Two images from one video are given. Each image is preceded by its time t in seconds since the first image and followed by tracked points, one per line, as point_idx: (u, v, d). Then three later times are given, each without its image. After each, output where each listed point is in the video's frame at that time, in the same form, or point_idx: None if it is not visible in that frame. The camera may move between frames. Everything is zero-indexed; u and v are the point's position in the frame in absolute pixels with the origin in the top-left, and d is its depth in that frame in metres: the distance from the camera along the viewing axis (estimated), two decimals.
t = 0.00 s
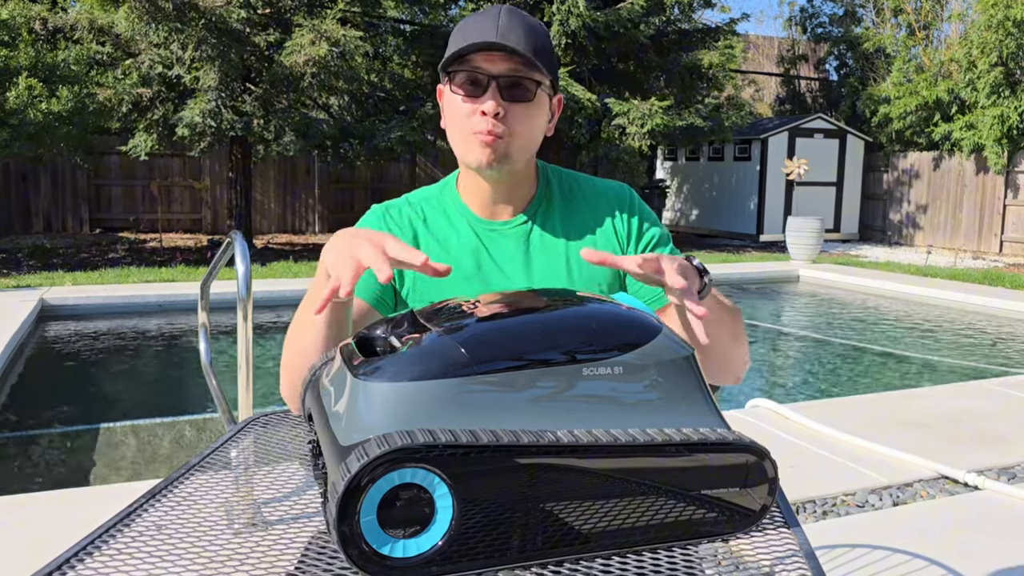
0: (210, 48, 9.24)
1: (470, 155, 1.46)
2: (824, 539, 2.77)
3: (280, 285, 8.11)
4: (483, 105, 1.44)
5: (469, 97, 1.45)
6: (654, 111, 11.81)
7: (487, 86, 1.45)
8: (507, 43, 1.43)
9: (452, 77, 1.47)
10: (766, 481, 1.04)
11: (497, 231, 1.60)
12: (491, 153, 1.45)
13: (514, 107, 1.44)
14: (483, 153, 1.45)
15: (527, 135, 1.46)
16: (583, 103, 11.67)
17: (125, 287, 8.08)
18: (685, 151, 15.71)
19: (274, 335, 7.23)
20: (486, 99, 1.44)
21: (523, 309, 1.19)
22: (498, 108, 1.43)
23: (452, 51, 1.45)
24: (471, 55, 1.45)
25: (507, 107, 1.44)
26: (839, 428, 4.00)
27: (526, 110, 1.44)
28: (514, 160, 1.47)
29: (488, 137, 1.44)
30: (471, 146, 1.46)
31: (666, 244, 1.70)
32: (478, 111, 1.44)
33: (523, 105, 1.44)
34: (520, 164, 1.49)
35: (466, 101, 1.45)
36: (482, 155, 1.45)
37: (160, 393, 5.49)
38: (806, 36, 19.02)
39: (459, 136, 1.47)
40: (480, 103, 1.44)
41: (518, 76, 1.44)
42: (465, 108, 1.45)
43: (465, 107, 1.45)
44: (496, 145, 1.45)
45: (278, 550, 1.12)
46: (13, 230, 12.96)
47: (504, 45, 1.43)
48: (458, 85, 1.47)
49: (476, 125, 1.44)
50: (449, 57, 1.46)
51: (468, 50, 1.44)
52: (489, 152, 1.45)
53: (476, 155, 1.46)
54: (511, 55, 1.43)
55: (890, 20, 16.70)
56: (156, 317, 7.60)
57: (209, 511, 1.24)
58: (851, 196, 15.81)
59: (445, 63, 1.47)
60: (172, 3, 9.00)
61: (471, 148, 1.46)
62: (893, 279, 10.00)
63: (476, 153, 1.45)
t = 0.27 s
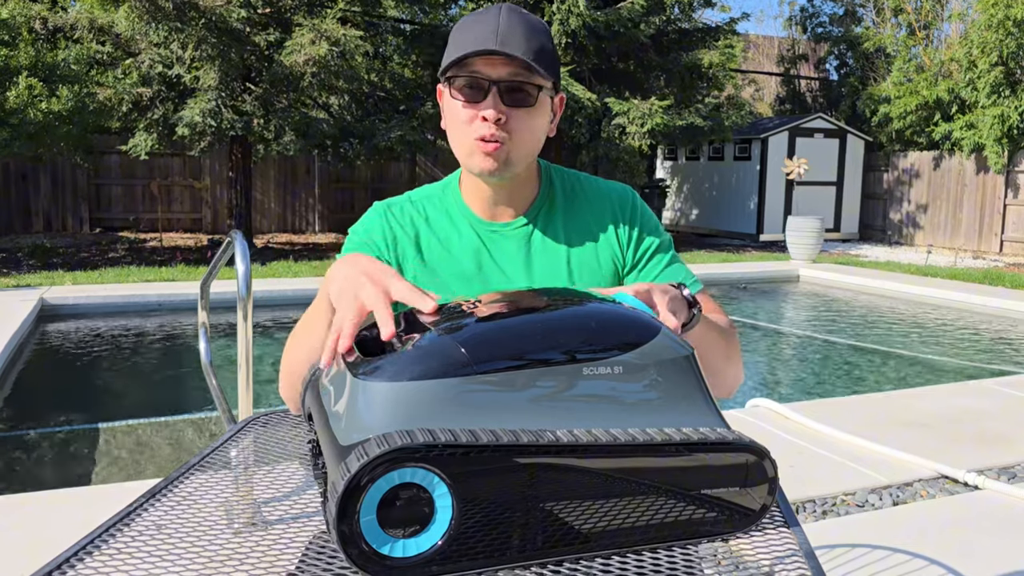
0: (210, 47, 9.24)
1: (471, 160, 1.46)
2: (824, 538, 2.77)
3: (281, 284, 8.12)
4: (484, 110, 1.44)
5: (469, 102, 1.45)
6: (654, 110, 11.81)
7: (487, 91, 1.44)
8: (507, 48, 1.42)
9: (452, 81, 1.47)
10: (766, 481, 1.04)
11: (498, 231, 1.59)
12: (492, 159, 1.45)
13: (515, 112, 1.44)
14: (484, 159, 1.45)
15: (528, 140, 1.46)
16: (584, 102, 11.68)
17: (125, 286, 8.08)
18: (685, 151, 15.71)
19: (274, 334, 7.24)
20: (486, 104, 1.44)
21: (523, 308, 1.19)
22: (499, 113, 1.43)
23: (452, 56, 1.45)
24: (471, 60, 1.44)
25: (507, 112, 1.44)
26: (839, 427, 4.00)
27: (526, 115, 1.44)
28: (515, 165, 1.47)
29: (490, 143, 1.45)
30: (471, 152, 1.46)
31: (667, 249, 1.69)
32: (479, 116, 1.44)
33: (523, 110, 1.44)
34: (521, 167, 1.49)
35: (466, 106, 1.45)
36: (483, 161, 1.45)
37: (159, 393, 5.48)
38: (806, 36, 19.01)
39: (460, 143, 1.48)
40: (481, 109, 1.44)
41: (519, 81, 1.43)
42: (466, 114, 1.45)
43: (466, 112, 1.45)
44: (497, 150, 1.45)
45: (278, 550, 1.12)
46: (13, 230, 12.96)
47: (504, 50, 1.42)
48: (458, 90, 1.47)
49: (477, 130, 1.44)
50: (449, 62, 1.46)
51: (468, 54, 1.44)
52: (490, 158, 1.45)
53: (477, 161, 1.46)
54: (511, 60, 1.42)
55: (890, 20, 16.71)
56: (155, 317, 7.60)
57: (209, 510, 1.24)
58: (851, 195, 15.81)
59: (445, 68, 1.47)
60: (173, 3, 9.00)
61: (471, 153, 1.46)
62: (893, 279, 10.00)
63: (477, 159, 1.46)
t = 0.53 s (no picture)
0: (210, 47, 9.25)
1: (489, 159, 1.45)
2: (825, 538, 2.76)
3: (281, 284, 8.12)
4: (499, 110, 1.43)
5: (482, 102, 1.43)
6: (654, 110, 11.81)
7: (500, 91, 1.44)
8: (519, 47, 1.42)
9: (462, 82, 1.45)
10: (766, 481, 1.04)
11: (500, 231, 1.59)
12: (511, 158, 1.45)
13: (530, 110, 1.44)
14: (502, 158, 1.44)
15: (543, 136, 1.47)
16: (584, 102, 11.68)
17: (125, 286, 8.08)
18: (685, 151, 15.71)
19: (274, 334, 7.24)
20: (501, 104, 1.43)
21: (523, 308, 1.19)
22: (515, 112, 1.43)
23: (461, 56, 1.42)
24: (484, 60, 1.42)
25: (522, 110, 1.43)
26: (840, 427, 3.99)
27: (541, 112, 1.45)
28: (531, 162, 1.47)
29: (508, 141, 1.44)
30: (486, 152, 1.45)
31: (669, 251, 1.68)
32: (494, 116, 1.43)
33: (539, 107, 1.45)
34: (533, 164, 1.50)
35: (479, 108, 1.43)
36: (501, 160, 1.45)
37: (159, 393, 5.48)
38: (806, 35, 19.01)
39: (474, 144, 1.46)
40: (495, 109, 1.43)
41: (532, 78, 1.44)
42: (481, 114, 1.43)
43: (480, 113, 1.44)
44: (515, 149, 1.45)
45: (278, 549, 1.12)
46: (13, 229, 12.97)
47: (517, 50, 1.42)
48: (468, 89, 1.44)
49: (494, 130, 1.43)
50: (461, 64, 1.43)
51: (483, 56, 1.42)
52: (508, 158, 1.45)
53: (494, 160, 1.45)
54: (523, 58, 1.42)
55: (890, 19, 16.71)
56: (155, 317, 7.60)
57: (209, 510, 1.24)
58: (851, 195, 15.80)
59: (455, 69, 1.44)
60: (173, 3, 9.00)
61: (489, 153, 1.45)
62: (894, 279, 10.00)
63: (494, 159, 1.45)
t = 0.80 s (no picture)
0: (211, 46, 9.24)
1: (462, 161, 1.45)
2: (825, 538, 2.76)
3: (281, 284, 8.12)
4: (470, 112, 1.44)
5: (456, 104, 1.45)
6: (654, 110, 11.81)
7: (472, 93, 1.45)
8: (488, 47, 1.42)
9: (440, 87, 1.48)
10: (766, 481, 1.04)
11: (500, 231, 1.59)
12: (484, 158, 1.44)
13: (500, 110, 1.43)
14: (476, 160, 1.44)
15: (518, 136, 1.45)
16: (584, 102, 11.69)
17: (125, 286, 8.09)
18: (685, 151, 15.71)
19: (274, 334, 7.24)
20: (472, 105, 1.44)
21: (523, 307, 1.19)
22: (485, 113, 1.43)
23: (436, 62, 1.46)
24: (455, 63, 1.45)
25: (494, 111, 1.43)
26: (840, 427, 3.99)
27: (513, 111, 1.43)
28: (509, 164, 1.45)
29: (479, 142, 1.43)
30: (463, 153, 1.45)
31: (668, 248, 1.67)
32: (466, 117, 1.44)
33: (511, 106, 1.43)
34: (517, 165, 1.48)
35: (454, 109, 1.45)
36: (474, 161, 1.44)
37: (159, 392, 5.48)
38: (806, 35, 19.00)
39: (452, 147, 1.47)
40: (468, 110, 1.44)
41: (504, 78, 1.43)
42: (455, 116, 1.45)
43: (454, 115, 1.45)
44: (488, 149, 1.44)
45: (278, 549, 1.12)
46: (14, 229, 12.97)
47: (484, 51, 1.42)
48: (445, 94, 1.47)
49: (466, 131, 1.44)
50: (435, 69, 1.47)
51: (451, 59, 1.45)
52: (480, 158, 1.44)
53: (469, 161, 1.45)
54: (492, 59, 1.43)
55: (890, 19, 16.71)
56: (156, 317, 7.60)
57: (209, 509, 1.24)
58: (851, 195, 15.80)
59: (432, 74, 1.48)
60: (173, 2, 9.01)
61: (463, 155, 1.45)
62: (894, 279, 10.00)
63: (469, 160, 1.44)
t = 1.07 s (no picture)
0: (210, 47, 9.24)
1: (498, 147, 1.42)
2: (825, 538, 2.77)
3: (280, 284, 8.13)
4: (507, 98, 1.41)
5: (489, 92, 1.42)
6: (654, 110, 11.80)
7: (507, 80, 1.43)
8: (525, 36, 1.45)
9: (467, 71, 1.44)
10: (766, 481, 1.04)
11: (500, 230, 1.59)
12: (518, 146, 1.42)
13: (536, 98, 1.43)
14: (510, 146, 1.42)
15: (548, 127, 1.46)
16: (583, 102, 11.70)
17: (125, 286, 8.09)
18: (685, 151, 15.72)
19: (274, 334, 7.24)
20: (508, 92, 1.42)
21: (523, 307, 1.19)
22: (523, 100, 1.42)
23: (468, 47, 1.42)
24: (490, 48, 1.43)
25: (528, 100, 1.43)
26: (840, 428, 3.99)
27: (547, 101, 1.45)
28: (537, 152, 1.46)
29: (514, 129, 1.42)
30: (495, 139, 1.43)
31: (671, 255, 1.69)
32: (502, 104, 1.41)
33: (545, 97, 1.44)
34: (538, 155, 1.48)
35: (486, 96, 1.42)
36: (509, 148, 1.42)
37: (160, 392, 5.49)
38: (806, 36, 19.00)
39: (483, 133, 1.44)
40: (503, 97, 1.42)
41: (536, 68, 1.45)
42: (488, 103, 1.42)
43: (487, 101, 1.42)
44: (521, 138, 1.43)
45: (278, 550, 1.12)
46: (14, 229, 12.98)
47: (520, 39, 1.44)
48: (474, 78, 1.44)
49: (502, 118, 1.41)
50: (465, 54, 1.44)
51: (487, 44, 1.42)
52: (516, 145, 1.42)
53: (502, 147, 1.42)
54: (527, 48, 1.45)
55: (890, 19, 16.73)
56: (156, 317, 7.60)
57: (209, 509, 1.24)
58: (851, 195, 15.81)
59: (460, 58, 1.44)
60: (173, 2, 9.01)
61: (497, 141, 1.43)
62: (894, 279, 10.01)
63: (503, 147, 1.42)
